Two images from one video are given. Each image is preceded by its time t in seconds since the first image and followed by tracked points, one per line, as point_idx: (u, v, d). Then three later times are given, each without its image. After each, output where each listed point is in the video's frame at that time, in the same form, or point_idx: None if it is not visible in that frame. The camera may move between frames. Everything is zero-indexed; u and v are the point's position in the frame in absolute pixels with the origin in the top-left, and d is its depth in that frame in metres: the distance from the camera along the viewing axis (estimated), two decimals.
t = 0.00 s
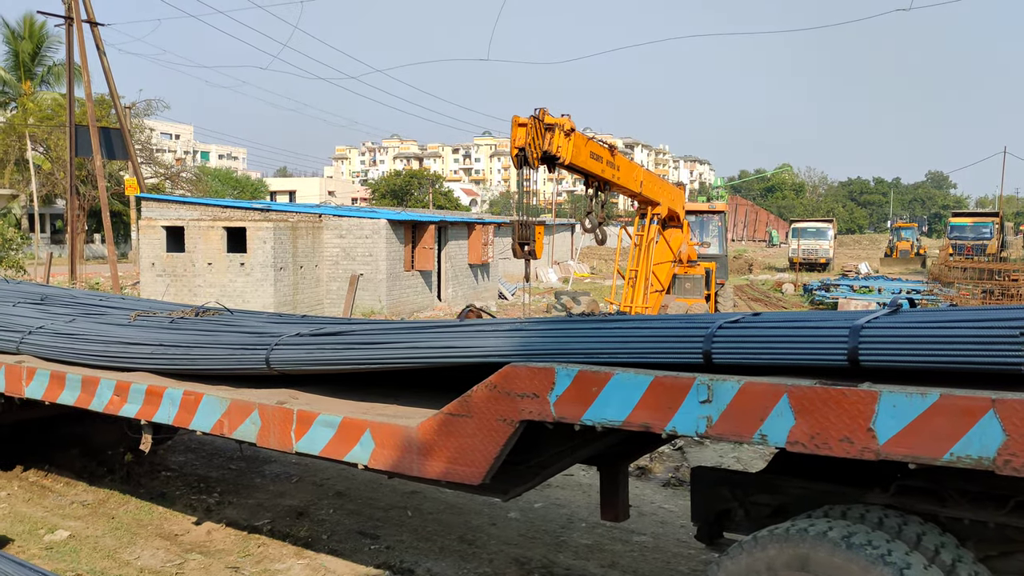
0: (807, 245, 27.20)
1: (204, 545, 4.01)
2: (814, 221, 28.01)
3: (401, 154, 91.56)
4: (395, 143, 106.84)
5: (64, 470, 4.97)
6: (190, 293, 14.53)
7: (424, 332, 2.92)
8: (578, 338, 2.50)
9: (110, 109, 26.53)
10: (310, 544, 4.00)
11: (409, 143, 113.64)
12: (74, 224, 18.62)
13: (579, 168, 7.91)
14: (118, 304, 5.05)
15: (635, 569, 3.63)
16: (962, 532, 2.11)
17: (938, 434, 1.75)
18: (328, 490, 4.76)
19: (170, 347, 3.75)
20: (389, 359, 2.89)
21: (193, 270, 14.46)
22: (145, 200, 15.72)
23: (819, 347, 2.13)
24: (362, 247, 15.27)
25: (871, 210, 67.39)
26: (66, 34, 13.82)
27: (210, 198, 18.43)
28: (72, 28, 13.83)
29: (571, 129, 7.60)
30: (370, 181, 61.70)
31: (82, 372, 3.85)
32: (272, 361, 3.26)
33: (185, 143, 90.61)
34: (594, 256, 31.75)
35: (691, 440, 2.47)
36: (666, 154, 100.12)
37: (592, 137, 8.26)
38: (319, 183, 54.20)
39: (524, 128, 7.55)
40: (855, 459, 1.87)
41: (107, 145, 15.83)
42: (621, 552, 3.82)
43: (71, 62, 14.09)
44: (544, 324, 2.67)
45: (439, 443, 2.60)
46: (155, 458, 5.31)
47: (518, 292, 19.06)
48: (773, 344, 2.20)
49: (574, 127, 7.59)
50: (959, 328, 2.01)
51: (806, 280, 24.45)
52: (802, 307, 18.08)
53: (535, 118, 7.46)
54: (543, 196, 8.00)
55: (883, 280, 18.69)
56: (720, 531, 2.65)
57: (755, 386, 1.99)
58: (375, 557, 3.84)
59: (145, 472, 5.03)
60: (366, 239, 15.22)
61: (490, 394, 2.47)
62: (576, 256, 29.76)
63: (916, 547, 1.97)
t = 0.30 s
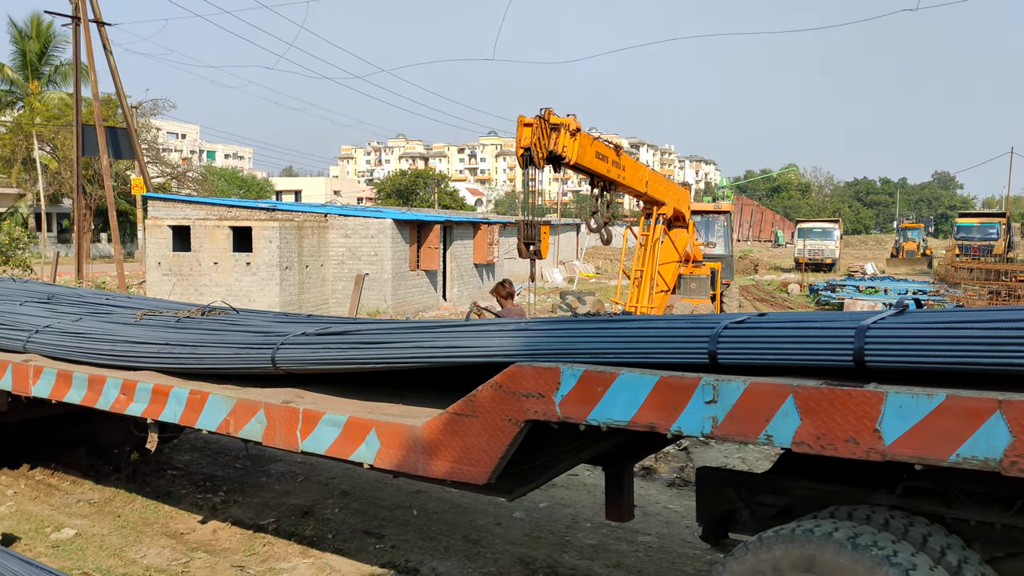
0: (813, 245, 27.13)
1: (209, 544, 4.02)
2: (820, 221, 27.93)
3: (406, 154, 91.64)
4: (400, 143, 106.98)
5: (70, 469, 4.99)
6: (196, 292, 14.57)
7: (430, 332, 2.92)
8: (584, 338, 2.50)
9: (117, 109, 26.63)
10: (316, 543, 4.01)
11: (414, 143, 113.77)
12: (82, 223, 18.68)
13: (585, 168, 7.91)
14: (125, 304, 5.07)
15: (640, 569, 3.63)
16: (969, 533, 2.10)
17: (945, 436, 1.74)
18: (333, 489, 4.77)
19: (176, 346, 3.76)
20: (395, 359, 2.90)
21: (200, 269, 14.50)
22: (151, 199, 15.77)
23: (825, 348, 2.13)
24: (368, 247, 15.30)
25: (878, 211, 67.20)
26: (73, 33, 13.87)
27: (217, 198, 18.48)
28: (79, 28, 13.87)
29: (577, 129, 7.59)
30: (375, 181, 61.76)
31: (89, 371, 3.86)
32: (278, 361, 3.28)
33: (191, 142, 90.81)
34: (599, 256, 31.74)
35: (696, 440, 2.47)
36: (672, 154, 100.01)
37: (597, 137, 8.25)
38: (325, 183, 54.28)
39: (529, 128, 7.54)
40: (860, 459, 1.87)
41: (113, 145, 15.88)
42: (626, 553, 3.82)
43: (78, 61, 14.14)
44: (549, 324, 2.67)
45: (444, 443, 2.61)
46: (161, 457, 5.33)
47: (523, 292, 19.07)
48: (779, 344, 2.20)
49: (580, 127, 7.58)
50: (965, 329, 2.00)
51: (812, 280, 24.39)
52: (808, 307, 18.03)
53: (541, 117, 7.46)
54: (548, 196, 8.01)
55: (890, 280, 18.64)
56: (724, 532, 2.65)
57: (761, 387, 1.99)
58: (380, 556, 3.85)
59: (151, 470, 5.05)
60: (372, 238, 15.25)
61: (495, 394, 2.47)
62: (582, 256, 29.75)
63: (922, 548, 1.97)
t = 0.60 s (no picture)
0: (816, 244, 27.11)
1: (212, 541, 4.04)
2: (823, 220, 27.87)
3: (409, 153, 91.66)
4: (403, 142, 107.06)
5: (73, 465, 5.00)
6: (200, 289, 14.60)
7: (432, 330, 2.93)
8: (587, 336, 2.50)
9: (120, 106, 26.68)
10: (318, 541, 4.02)
11: (417, 141, 113.80)
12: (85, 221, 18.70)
13: (588, 166, 7.90)
14: (128, 301, 5.08)
15: (642, 568, 3.64)
16: (971, 532, 2.10)
17: (948, 435, 1.74)
18: (335, 487, 4.78)
19: (179, 343, 3.77)
20: (398, 356, 2.90)
21: (202, 267, 14.52)
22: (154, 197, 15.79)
23: (827, 347, 2.13)
24: (371, 245, 15.31)
25: (881, 210, 67.11)
26: (76, 31, 13.89)
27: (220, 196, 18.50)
28: (82, 26, 13.91)
29: (580, 128, 7.59)
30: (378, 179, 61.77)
31: (92, 367, 3.87)
32: (280, 358, 3.28)
33: (194, 140, 91.04)
34: (602, 255, 31.75)
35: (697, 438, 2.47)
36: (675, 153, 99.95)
37: (600, 135, 8.25)
38: (328, 181, 54.33)
39: (532, 126, 7.54)
40: (863, 458, 1.87)
41: (117, 142, 15.91)
42: (628, 551, 3.82)
43: (82, 59, 14.17)
44: (552, 322, 2.68)
45: (447, 440, 2.61)
46: (164, 454, 5.35)
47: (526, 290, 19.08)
48: (782, 343, 2.20)
49: (583, 126, 7.58)
50: (967, 328, 2.01)
51: (815, 279, 24.35)
52: (811, 307, 18.01)
53: (544, 116, 7.46)
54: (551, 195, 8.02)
55: (893, 279, 18.62)
56: (727, 531, 2.65)
57: (763, 385, 1.99)
58: (382, 554, 3.86)
59: (154, 468, 5.07)
60: (375, 237, 15.26)
61: (497, 391, 2.48)
62: (584, 254, 29.73)
63: (924, 547, 1.97)
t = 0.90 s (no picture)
0: (816, 243, 27.09)
1: (212, 538, 4.04)
2: (824, 218, 27.83)
3: (409, 150, 91.63)
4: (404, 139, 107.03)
5: (73, 462, 5.01)
6: (200, 286, 14.61)
7: (432, 328, 2.93)
8: (587, 333, 2.50)
9: (120, 103, 26.68)
10: (318, 538, 4.02)
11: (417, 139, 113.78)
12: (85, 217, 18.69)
13: (588, 164, 7.91)
14: (129, 297, 5.09)
15: (642, 565, 3.64)
16: (971, 530, 2.11)
17: (948, 433, 1.75)
18: (335, 484, 4.78)
19: (179, 340, 3.77)
20: (398, 353, 2.90)
21: (203, 264, 14.54)
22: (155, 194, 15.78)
23: (827, 344, 2.13)
24: (371, 243, 15.30)
25: (881, 209, 67.04)
26: (77, 28, 13.89)
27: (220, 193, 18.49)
28: (83, 22, 13.90)
29: (580, 125, 7.59)
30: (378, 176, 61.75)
31: (92, 364, 3.88)
32: (281, 355, 3.29)
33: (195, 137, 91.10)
34: (602, 252, 31.74)
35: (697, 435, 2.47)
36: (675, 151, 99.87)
37: (601, 133, 8.25)
38: (328, 178, 54.32)
39: (533, 124, 7.55)
40: (863, 456, 1.87)
41: (117, 139, 15.90)
42: (628, 549, 3.83)
43: (82, 56, 14.16)
44: (552, 320, 2.68)
45: (448, 437, 2.61)
46: (164, 451, 5.35)
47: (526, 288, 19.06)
48: (782, 342, 2.20)
49: (584, 123, 7.58)
50: (967, 325, 2.01)
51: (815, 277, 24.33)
52: (811, 305, 18.00)
53: (545, 113, 7.46)
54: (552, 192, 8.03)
55: (893, 278, 18.62)
56: (727, 528, 2.65)
57: (764, 383, 2.00)
58: (382, 551, 3.86)
59: (155, 465, 5.07)
60: (375, 234, 15.25)
61: (498, 389, 2.48)
62: (585, 252, 29.72)
63: (924, 544, 1.97)
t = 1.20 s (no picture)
0: (816, 240, 27.09)
1: (212, 534, 4.04)
2: (824, 216, 27.81)
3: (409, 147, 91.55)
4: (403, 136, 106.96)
5: (73, 459, 5.01)
6: (200, 283, 14.61)
7: (432, 325, 2.92)
8: (587, 331, 2.50)
9: (120, 100, 26.64)
10: (318, 534, 4.03)
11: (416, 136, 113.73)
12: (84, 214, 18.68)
13: (588, 161, 7.88)
14: (128, 294, 5.08)
15: (641, 562, 3.64)
16: (970, 528, 2.11)
17: (948, 430, 1.75)
18: (335, 481, 4.79)
19: (179, 337, 3.77)
20: (398, 350, 2.90)
21: (202, 261, 14.54)
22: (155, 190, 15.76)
23: (828, 341, 2.13)
24: (371, 240, 15.27)
25: (881, 206, 66.99)
26: (76, 24, 13.86)
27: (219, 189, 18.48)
28: (82, 19, 13.88)
29: (580, 123, 7.56)
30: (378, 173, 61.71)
31: (92, 360, 3.87)
32: (281, 352, 3.29)
33: (195, 134, 91.09)
34: (602, 250, 31.73)
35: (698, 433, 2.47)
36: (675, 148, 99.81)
37: (601, 130, 8.23)
38: (328, 175, 54.26)
39: (533, 121, 7.53)
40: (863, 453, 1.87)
41: (117, 136, 15.87)
42: (628, 546, 3.83)
43: (81, 52, 14.13)
44: (552, 317, 2.67)
45: (447, 434, 2.61)
46: (164, 447, 5.35)
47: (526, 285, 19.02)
48: (782, 339, 2.20)
49: (584, 121, 7.55)
50: (968, 323, 2.01)
51: (815, 275, 24.32)
52: (811, 302, 17.99)
53: (545, 110, 7.44)
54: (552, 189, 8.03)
55: (893, 276, 18.62)
56: (726, 525, 2.66)
57: (764, 380, 2.00)
58: (382, 547, 3.87)
59: (154, 462, 5.07)
60: (375, 231, 15.22)
61: (497, 385, 2.48)
62: (584, 250, 29.71)
63: (924, 542, 1.97)
